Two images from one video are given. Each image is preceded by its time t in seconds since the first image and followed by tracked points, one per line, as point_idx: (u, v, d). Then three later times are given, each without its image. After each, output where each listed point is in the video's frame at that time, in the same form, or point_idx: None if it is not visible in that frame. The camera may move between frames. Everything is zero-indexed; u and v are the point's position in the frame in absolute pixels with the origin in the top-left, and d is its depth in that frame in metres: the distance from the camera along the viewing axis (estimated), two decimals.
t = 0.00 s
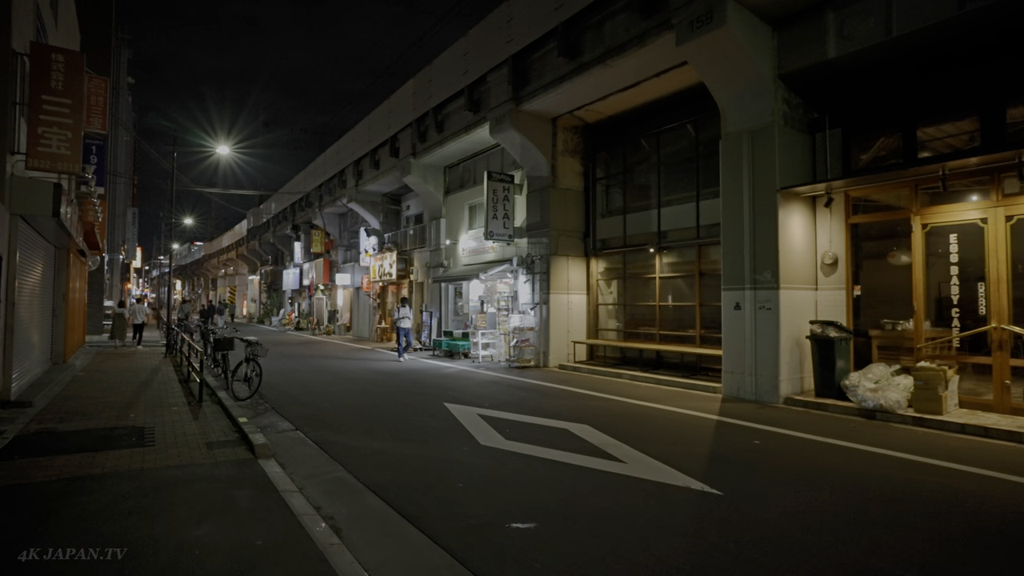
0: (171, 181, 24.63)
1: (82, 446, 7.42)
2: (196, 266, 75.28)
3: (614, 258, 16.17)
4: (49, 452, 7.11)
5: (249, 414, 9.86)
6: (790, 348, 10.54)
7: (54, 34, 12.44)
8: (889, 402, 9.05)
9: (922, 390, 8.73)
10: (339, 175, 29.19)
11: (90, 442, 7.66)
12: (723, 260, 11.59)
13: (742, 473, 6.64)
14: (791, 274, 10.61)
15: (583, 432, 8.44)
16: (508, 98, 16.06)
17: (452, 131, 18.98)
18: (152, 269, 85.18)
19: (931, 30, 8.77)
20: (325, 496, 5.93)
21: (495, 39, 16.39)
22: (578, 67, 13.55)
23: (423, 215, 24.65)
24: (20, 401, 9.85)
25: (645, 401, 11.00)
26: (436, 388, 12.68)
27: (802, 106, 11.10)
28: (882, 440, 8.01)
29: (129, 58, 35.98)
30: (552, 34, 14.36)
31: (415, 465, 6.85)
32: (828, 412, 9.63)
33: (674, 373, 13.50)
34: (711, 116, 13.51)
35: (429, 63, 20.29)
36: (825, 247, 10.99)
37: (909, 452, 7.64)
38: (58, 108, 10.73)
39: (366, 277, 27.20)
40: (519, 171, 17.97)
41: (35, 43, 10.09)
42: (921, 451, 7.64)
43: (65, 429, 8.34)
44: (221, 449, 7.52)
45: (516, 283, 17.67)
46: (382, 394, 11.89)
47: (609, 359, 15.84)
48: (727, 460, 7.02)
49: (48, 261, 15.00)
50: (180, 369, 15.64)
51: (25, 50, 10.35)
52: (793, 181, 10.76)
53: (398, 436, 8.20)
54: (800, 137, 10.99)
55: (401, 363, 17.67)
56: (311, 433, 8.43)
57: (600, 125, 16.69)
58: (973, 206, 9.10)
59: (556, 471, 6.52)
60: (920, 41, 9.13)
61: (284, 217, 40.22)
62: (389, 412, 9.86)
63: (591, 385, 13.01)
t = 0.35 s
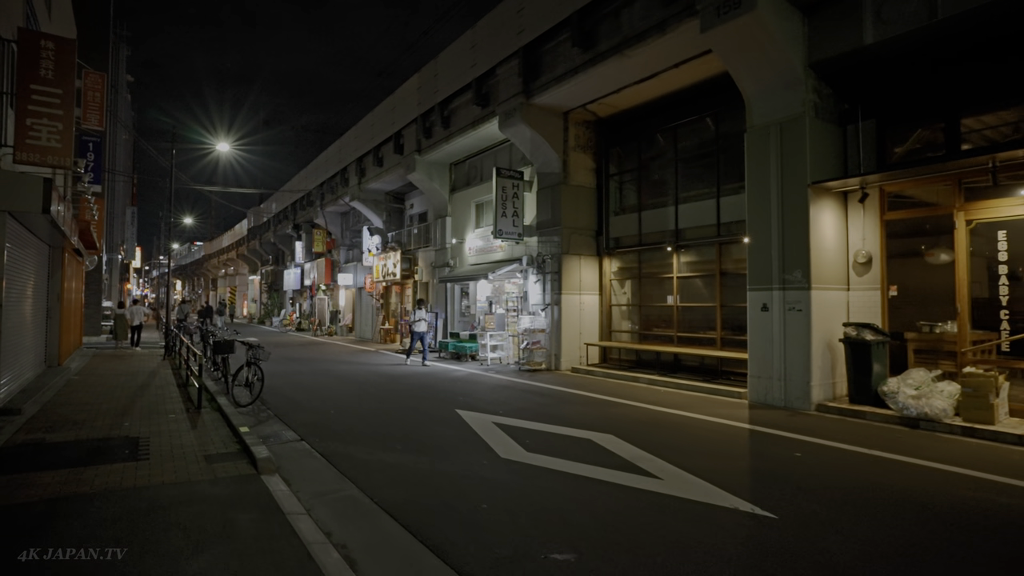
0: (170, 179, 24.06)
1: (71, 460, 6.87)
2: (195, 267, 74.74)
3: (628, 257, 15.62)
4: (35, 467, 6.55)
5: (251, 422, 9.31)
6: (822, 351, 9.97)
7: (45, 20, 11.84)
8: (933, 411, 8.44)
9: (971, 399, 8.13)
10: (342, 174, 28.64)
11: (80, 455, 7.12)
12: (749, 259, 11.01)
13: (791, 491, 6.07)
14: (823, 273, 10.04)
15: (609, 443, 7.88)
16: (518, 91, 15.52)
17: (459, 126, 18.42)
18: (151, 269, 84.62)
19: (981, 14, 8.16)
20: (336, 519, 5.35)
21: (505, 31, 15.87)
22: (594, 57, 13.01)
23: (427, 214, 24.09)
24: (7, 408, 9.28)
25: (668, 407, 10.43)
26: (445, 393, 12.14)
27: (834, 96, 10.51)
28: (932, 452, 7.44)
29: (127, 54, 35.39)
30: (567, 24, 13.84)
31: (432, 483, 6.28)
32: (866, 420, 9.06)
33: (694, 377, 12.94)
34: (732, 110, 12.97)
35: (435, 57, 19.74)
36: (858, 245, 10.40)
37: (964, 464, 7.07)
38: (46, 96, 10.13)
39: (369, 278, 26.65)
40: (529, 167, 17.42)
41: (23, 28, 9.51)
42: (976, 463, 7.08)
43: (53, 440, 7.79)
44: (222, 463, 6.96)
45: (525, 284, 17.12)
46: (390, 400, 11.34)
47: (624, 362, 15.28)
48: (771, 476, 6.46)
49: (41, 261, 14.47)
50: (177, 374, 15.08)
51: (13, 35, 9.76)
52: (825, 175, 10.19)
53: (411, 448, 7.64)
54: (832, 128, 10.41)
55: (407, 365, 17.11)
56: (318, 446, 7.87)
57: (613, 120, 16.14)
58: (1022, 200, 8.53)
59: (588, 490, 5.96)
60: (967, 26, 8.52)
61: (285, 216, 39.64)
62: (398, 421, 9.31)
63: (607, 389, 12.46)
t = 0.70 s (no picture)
0: (171, 175, 23.50)
1: (62, 473, 6.29)
2: (196, 266, 74.25)
3: (647, 255, 15.04)
4: (23, 481, 5.98)
5: (258, 429, 8.72)
6: (864, 353, 9.36)
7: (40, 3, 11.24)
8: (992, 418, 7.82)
9: None
10: (346, 171, 28.07)
11: (72, 468, 6.52)
12: (783, 256, 10.40)
13: (858, 508, 5.49)
14: (865, 270, 9.44)
15: (646, 454, 7.28)
16: (533, 82, 14.95)
17: (470, 120, 17.85)
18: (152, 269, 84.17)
19: None
20: (356, 544, 4.77)
21: (518, 19, 15.29)
22: (615, 45, 12.44)
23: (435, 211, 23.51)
24: None
25: (699, 413, 9.85)
26: (460, 396, 11.56)
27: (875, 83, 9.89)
28: (1000, 463, 6.82)
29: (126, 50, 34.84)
30: (586, 11, 13.28)
31: (461, 502, 5.67)
32: (917, 427, 8.45)
33: (720, 380, 12.35)
34: (760, 99, 12.38)
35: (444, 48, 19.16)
36: (901, 241, 9.80)
37: None
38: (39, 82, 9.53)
39: (374, 277, 26.08)
40: (543, 162, 16.84)
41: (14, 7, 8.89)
42: None
43: (45, 450, 7.21)
44: (227, 477, 6.35)
45: (539, 282, 16.55)
46: (403, 404, 10.76)
47: (643, 364, 14.69)
48: (834, 492, 5.84)
49: (37, 258, 13.90)
50: (179, 376, 14.51)
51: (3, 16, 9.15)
52: (867, 166, 9.59)
53: (432, 459, 7.03)
54: (873, 117, 9.79)
55: (417, 367, 16.55)
56: (332, 456, 7.29)
57: (631, 112, 15.57)
58: None
59: (636, 511, 5.34)
60: None
61: (288, 214, 39.08)
62: (414, 428, 8.71)
63: (630, 393, 11.86)
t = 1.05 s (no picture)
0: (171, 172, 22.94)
1: (49, 489, 5.73)
2: (196, 266, 73.75)
3: (665, 252, 14.48)
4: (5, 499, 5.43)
5: (262, 437, 8.16)
6: (907, 356, 8.79)
7: None
8: None
9: None
10: (349, 168, 27.52)
11: (60, 484, 5.95)
12: (818, 252, 9.82)
13: (932, 530, 4.93)
14: (908, 268, 8.86)
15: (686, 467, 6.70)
16: (547, 73, 14.40)
17: (479, 114, 17.29)
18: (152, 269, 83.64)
19: None
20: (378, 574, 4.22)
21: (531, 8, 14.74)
22: (635, 32, 11.89)
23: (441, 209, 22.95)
24: None
25: (730, 419, 9.27)
26: (474, 401, 11.00)
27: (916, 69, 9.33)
28: None
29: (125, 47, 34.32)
30: None
31: (490, 523, 5.11)
32: (969, 436, 7.88)
33: (746, 383, 11.77)
34: (787, 90, 11.82)
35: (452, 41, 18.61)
36: (945, 237, 9.21)
37: None
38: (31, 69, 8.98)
39: (378, 276, 25.53)
40: (555, 157, 16.28)
41: None
42: None
43: (32, 462, 6.65)
44: (231, 493, 5.79)
45: (551, 281, 15.99)
46: (415, 409, 10.20)
47: (662, 365, 14.13)
48: (901, 509, 5.29)
49: (29, 257, 13.32)
50: (178, 379, 13.95)
51: None
52: (909, 157, 9.01)
53: (453, 473, 6.48)
54: (916, 105, 9.22)
55: (424, 369, 15.98)
56: (343, 468, 6.72)
57: (647, 105, 15.02)
58: None
59: (687, 535, 4.79)
60: None
61: (289, 213, 38.51)
62: (430, 436, 8.17)
63: (651, 397, 11.30)
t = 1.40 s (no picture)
0: (170, 167, 22.33)
1: (31, 512, 5.14)
2: (197, 265, 73.23)
3: (686, 250, 13.88)
4: None
5: (267, 448, 7.54)
6: (962, 360, 8.15)
7: None
8: None
9: None
10: (353, 164, 26.90)
11: (42, 506, 5.33)
12: (860, 248, 9.17)
13: None
14: (961, 264, 8.22)
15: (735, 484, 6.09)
16: (562, 62, 13.77)
17: (489, 106, 16.67)
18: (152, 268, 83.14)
19: None
20: None
21: None
22: (661, 15, 11.26)
23: (448, 206, 22.32)
24: None
25: (769, 427, 8.65)
26: (490, 406, 10.38)
27: (970, 52, 8.67)
28: None
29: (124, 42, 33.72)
30: None
31: (528, 553, 4.51)
32: None
33: (776, 387, 11.15)
34: (820, 78, 11.19)
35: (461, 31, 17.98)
36: (1001, 232, 8.57)
37: None
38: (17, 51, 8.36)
39: (383, 275, 24.93)
40: (570, 151, 15.67)
41: None
42: None
43: (13, 479, 6.03)
44: (233, 516, 5.16)
45: (565, 280, 15.39)
46: (428, 415, 9.59)
47: (682, 368, 13.54)
48: (994, 538, 4.67)
49: (22, 255, 12.70)
50: (178, 383, 13.34)
51: None
52: (964, 145, 8.36)
53: (479, 491, 5.87)
54: (970, 91, 8.57)
55: (433, 371, 15.37)
56: (358, 487, 6.08)
57: (666, 96, 14.40)
58: None
59: (758, 570, 4.17)
60: None
61: (291, 211, 37.91)
62: (448, 447, 7.56)
63: (678, 402, 10.69)
